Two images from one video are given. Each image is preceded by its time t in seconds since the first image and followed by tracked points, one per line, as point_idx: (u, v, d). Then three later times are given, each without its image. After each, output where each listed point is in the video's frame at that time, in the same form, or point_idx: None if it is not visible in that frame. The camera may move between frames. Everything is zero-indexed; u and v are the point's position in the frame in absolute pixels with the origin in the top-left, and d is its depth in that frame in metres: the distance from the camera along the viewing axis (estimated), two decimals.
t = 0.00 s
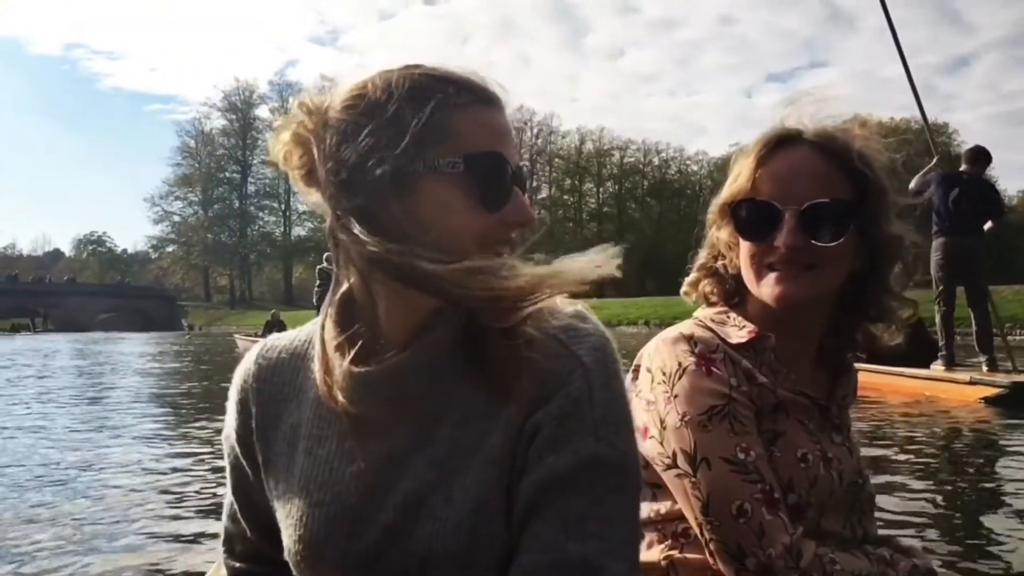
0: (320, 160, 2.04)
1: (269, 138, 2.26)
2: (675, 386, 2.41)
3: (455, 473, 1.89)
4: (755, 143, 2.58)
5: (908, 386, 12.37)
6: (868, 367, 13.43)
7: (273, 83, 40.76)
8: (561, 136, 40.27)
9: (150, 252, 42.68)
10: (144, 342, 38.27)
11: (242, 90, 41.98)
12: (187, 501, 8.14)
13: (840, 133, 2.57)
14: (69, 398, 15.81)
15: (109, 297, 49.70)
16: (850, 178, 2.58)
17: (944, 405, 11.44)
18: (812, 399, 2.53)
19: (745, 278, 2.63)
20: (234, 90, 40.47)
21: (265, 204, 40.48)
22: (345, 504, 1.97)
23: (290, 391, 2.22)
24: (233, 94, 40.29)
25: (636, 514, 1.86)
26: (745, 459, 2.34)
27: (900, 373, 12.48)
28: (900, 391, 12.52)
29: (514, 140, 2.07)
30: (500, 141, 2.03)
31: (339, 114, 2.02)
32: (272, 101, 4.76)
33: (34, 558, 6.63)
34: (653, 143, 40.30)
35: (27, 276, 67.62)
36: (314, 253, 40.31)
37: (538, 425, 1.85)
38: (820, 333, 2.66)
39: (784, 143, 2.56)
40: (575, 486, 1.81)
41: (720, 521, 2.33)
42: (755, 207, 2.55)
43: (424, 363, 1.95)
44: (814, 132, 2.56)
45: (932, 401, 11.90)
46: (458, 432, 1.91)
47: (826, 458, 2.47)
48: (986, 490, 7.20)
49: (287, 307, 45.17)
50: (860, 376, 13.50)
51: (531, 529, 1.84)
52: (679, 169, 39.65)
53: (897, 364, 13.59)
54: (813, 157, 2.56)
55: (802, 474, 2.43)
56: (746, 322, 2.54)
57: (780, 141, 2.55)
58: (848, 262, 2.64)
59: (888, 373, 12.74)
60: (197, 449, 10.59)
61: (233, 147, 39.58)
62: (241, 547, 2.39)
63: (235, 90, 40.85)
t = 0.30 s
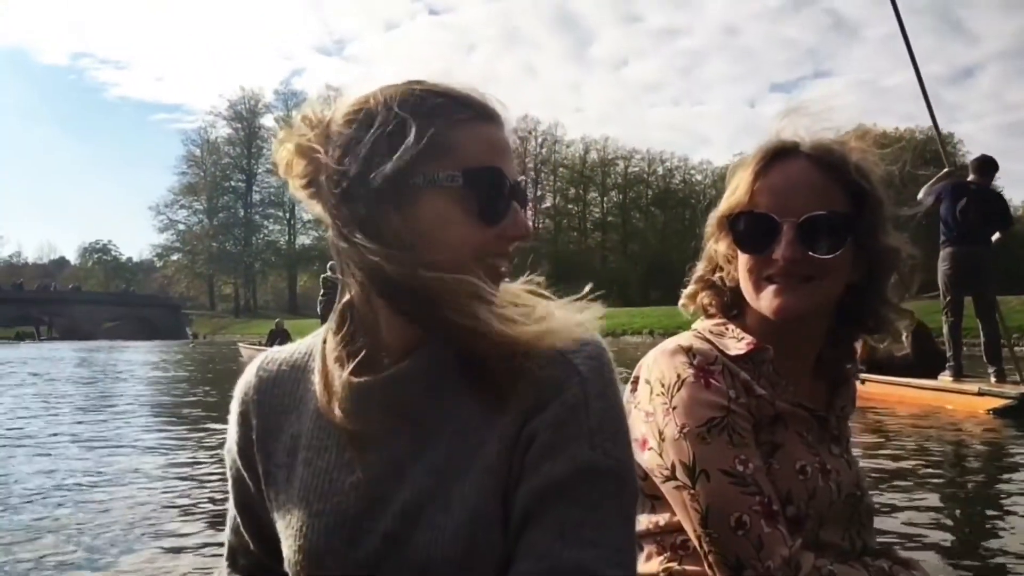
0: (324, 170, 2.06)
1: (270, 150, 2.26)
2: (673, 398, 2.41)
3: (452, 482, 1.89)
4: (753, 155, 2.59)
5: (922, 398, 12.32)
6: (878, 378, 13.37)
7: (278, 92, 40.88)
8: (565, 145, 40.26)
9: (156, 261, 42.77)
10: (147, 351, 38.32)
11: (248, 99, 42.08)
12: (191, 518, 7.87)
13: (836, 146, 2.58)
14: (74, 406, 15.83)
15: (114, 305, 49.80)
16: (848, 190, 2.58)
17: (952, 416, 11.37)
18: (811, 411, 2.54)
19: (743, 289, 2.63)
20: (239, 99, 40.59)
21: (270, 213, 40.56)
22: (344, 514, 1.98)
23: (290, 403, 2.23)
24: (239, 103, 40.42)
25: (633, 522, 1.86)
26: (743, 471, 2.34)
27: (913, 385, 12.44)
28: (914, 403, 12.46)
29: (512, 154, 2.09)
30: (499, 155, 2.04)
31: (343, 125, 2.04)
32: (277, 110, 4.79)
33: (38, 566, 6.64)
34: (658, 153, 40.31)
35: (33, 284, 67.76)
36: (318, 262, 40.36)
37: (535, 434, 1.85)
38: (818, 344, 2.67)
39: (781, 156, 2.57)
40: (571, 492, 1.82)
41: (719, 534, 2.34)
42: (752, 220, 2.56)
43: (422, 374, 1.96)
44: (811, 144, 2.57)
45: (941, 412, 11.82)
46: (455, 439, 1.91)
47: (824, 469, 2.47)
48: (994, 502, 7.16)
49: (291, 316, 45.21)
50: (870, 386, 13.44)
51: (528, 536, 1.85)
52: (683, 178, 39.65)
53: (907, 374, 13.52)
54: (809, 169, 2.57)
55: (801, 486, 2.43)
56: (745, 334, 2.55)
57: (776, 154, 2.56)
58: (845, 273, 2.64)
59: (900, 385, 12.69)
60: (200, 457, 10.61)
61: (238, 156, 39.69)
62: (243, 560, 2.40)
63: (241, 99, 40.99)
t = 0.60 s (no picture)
0: (325, 187, 2.06)
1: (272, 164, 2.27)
2: (672, 411, 2.41)
3: (450, 493, 1.89)
4: (750, 169, 2.59)
5: (931, 410, 12.25)
6: (887, 391, 13.32)
7: (283, 104, 41.05)
8: (569, 157, 40.37)
9: (160, 271, 42.89)
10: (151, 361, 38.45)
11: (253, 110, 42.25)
12: (197, 532, 7.70)
13: (833, 159, 2.58)
14: (79, 417, 15.85)
15: (118, 316, 49.91)
16: (844, 203, 2.59)
17: (960, 429, 11.26)
18: (808, 425, 2.55)
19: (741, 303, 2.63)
20: (244, 111, 40.75)
21: (275, 224, 40.67)
22: (344, 526, 1.98)
23: (290, 417, 2.23)
24: (244, 114, 40.59)
25: (630, 532, 1.86)
26: (742, 486, 2.34)
27: (923, 398, 12.37)
28: (924, 416, 12.38)
29: (511, 169, 2.09)
30: (498, 171, 2.04)
31: (346, 142, 2.05)
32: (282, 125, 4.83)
33: None
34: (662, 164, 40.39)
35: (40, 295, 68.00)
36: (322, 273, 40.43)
37: (532, 445, 1.85)
38: (816, 358, 2.67)
39: (778, 170, 2.58)
40: (567, 503, 1.82)
41: (718, 548, 2.33)
42: (750, 233, 2.56)
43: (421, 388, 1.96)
44: (807, 159, 2.57)
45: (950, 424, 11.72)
46: (454, 450, 1.91)
47: (823, 483, 2.47)
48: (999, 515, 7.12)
49: (295, 327, 45.28)
50: (877, 399, 13.39)
51: (526, 547, 1.84)
52: (687, 190, 39.70)
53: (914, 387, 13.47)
54: (806, 184, 2.58)
55: (800, 499, 2.43)
56: (742, 347, 2.55)
57: (774, 168, 2.57)
58: (842, 286, 2.65)
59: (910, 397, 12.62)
60: (204, 467, 10.65)
61: (243, 167, 39.83)
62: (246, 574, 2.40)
63: (246, 111, 41.17)
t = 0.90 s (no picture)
0: (327, 202, 2.07)
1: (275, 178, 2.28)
2: (670, 425, 2.41)
3: (447, 506, 1.89)
4: (744, 184, 2.61)
5: (941, 424, 12.18)
6: (895, 405, 13.28)
7: (288, 115, 41.20)
8: (573, 169, 40.47)
9: (164, 282, 43.02)
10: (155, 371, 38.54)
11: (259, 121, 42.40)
12: (204, 553, 7.42)
13: (827, 174, 2.60)
14: (83, 428, 15.88)
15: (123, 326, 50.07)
16: (840, 219, 2.60)
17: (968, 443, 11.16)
18: (806, 439, 2.55)
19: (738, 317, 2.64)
20: (250, 122, 40.90)
21: (279, 235, 40.78)
22: (343, 537, 1.99)
23: (290, 429, 2.24)
24: (249, 125, 40.74)
25: (625, 542, 1.85)
26: (740, 500, 2.34)
27: (932, 411, 12.31)
28: (933, 430, 12.31)
29: (511, 185, 2.07)
30: (498, 187, 2.02)
31: (347, 158, 2.05)
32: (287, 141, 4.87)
33: None
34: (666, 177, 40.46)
35: (44, 305, 68.11)
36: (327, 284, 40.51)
37: (529, 454, 1.85)
38: (813, 372, 2.67)
39: (773, 184, 2.59)
40: (561, 514, 1.80)
41: (717, 562, 2.32)
42: (746, 248, 2.56)
43: (420, 401, 1.96)
44: (801, 173, 2.58)
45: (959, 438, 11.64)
46: (450, 461, 1.91)
47: (820, 497, 2.48)
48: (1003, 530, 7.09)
49: (299, 337, 45.35)
50: (886, 412, 13.37)
51: (520, 557, 1.84)
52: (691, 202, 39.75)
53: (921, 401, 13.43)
54: (801, 197, 2.58)
55: (798, 514, 2.44)
56: (740, 361, 2.56)
57: (769, 182, 2.58)
58: (839, 300, 2.65)
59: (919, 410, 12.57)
60: (207, 478, 10.67)
61: (248, 178, 39.96)
62: None
63: (251, 122, 41.33)
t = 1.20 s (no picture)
0: (324, 217, 2.08)
1: (272, 192, 2.29)
2: (665, 441, 2.40)
3: (440, 518, 1.87)
4: (738, 199, 2.61)
5: (943, 439, 12.12)
6: (896, 420, 13.23)
7: (290, 127, 41.25)
8: (574, 181, 40.50)
9: (165, 292, 43.00)
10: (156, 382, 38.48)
11: (260, 132, 42.43)
12: (207, 571, 7.22)
13: (821, 190, 2.60)
14: (81, 439, 15.84)
15: (123, 337, 50.01)
16: (834, 235, 2.60)
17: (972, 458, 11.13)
18: (800, 453, 2.55)
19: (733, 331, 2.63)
20: (252, 133, 40.94)
21: (280, 246, 40.77)
22: (336, 549, 1.98)
23: (286, 439, 2.23)
24: (251, 136, 40.77)
25: (619, 556, 1.82)
26: (735, 515, 2.34)
27: (935, 426, 12.25)
28: (937, 446, 12.24)
29: (507, 202, 2.06)
30: (493, 203, 2.01)
31: (344, 173, 2.05)
32: (287, 154, 4.87)
33: None
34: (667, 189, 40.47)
35: (43, 316, 68.05)
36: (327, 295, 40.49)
37: (522, 467, 1.83)
38: (808, 386, 2.67)
39: (767, 200, 2.59)
40: (552, 527, 1.78)
41: None
42: (740, 263, 2.57)
43: (414, 414, 1.95)
44: (795, 189, 2.59)
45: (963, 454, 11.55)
46: (442, 474, 1.90)
47: (815, 512, 2.47)
48: (1006, 546, 7.07)
49: (299, 348, 45.31)
50: (889, 426, 13.34)
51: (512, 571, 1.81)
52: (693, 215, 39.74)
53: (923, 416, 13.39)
54: (795, 213, 2.59)
55: (793, 529, 2.43)
56: (734, 376, 2.56)
57: (762, 198, 2.58)
58: (834, 314, 2.65)
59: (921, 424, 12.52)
60: (205, 490, 10.64)
61: (249, 189, 39.94)
62: None
63: (253, 133, 41.37)
